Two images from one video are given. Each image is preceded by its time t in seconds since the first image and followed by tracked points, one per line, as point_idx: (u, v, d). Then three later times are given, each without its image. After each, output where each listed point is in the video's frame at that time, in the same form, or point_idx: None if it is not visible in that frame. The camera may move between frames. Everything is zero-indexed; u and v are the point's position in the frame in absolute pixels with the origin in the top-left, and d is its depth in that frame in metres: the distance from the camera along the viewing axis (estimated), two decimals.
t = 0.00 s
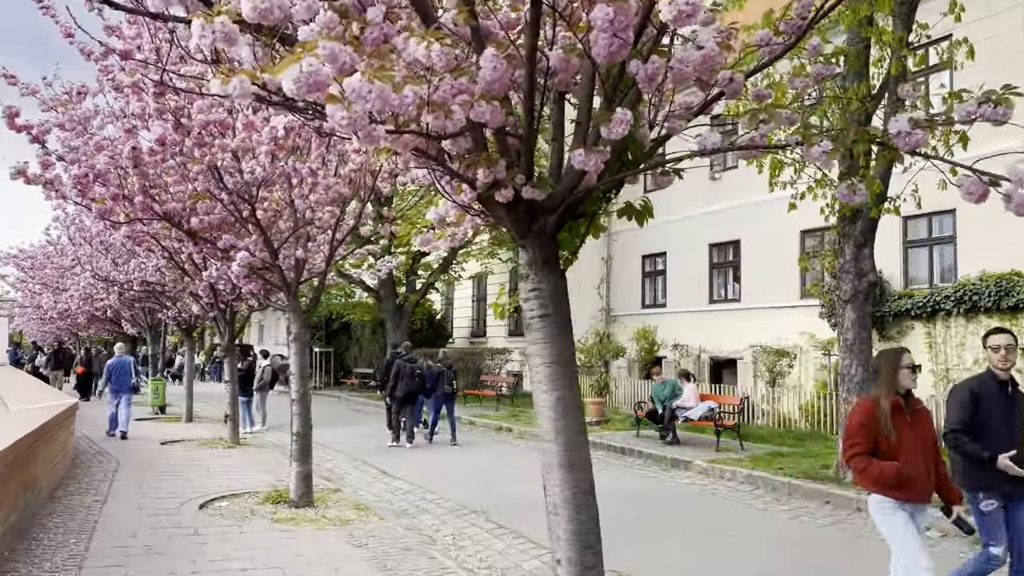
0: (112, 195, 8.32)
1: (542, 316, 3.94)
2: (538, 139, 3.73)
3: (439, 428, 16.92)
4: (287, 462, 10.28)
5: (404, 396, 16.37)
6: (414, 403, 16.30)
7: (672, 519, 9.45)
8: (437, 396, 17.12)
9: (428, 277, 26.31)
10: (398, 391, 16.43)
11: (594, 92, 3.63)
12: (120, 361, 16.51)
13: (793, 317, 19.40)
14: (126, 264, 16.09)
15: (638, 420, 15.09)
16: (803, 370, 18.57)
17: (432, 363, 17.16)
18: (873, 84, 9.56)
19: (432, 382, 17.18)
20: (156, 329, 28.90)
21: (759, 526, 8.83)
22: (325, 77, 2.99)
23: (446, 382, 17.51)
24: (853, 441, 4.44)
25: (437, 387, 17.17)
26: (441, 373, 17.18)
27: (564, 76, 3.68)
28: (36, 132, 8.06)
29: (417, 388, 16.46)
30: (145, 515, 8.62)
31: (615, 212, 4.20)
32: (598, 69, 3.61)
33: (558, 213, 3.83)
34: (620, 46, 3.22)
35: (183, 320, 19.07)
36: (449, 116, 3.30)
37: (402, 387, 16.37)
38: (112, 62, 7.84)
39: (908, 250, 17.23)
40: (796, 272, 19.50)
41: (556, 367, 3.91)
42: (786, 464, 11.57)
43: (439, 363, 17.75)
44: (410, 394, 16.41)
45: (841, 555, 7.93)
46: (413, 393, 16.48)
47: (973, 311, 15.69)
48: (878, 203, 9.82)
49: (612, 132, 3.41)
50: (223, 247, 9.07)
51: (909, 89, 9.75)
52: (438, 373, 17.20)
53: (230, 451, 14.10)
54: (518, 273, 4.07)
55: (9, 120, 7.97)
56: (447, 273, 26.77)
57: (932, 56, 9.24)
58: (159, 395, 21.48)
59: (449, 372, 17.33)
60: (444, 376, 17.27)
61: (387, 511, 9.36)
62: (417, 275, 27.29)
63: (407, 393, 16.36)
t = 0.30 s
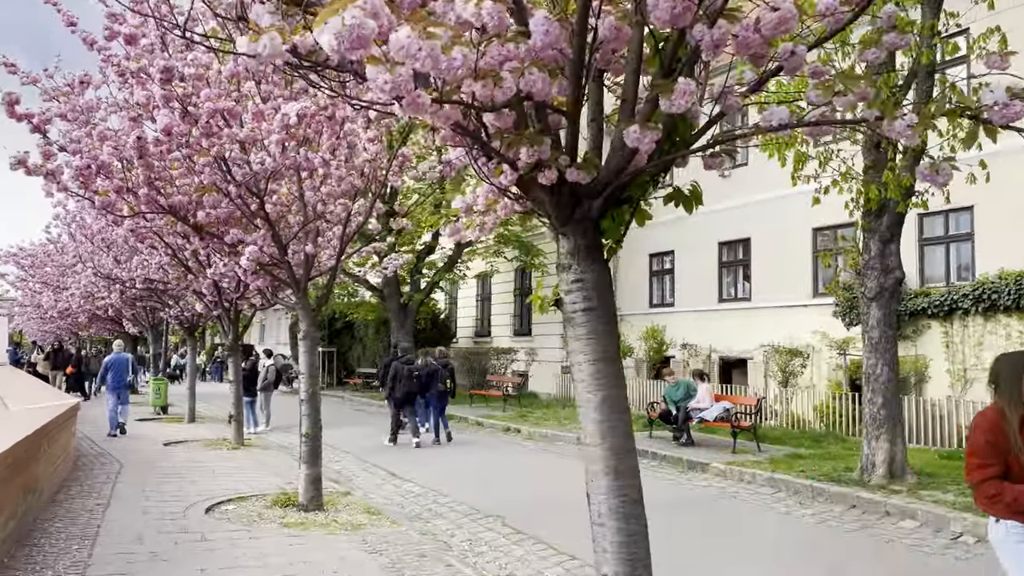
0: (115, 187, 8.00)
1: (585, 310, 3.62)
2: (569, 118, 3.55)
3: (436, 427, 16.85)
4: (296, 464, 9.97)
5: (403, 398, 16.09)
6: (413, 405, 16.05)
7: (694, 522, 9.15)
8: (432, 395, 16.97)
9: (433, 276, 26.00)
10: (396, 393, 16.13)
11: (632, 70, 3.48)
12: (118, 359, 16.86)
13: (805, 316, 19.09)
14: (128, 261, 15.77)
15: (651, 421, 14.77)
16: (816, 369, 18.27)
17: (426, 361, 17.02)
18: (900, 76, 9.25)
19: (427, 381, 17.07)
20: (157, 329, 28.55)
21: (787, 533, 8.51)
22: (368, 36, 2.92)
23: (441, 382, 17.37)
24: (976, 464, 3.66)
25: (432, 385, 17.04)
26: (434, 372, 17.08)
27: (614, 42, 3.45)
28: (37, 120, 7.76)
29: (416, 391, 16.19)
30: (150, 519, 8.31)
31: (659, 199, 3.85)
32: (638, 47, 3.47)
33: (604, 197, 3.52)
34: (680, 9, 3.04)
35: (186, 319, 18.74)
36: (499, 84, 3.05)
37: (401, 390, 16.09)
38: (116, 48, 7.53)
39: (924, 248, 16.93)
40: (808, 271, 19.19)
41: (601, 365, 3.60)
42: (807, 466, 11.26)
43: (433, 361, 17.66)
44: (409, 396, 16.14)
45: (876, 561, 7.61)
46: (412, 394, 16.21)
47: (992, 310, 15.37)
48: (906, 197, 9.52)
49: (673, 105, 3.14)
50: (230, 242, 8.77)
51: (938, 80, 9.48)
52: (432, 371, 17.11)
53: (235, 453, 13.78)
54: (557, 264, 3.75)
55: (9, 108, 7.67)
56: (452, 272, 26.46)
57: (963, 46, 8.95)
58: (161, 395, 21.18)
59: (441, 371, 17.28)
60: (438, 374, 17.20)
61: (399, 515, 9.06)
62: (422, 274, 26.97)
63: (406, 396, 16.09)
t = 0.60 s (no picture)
0: (117, 184, 7.71)
1: (629, 312, 3.30)
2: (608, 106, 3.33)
3: (435, 430, 16.54)
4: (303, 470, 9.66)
5: (398, 397, 16.24)
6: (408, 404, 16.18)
7: (716, 530, 8.85)
8: (431, 397, 16.66)
9: (437, 276, 25.67)
10: (392, 392, 16.32)
11: (680, 50, 3.27)
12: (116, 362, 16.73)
13: (817, 317, 18.79)
14: (129, 260, 15.46)
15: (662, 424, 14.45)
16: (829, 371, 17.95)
17: (424, 363, 16.69)
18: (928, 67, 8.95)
19: (426, 382, 16.77)
20: (157, 329, 28.19)
21: (813, 542, 8.22)
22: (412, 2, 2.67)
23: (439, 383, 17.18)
24: None
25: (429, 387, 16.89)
26: (433, 373, 16.75)
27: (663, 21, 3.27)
28: (35, 114, 7.46)
29: (412, 390, 16.36)
30: (152, 528, 8.01)
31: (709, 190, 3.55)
32: (689, 25, 3.27)
33: (650, 189, 3.23)
34: None
35: (187, 319, 18.42)
36: (552, 56, 2.84)
37: (396, 389, 16.25)
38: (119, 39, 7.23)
39: (939, 247, 16.65)
40: (820, 270, 18.90)
41: (646, 372, 3.28)
42: (826, 471, 10.94)
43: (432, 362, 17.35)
44: (405, 395, 16.28)
45: (909, 571, 7.32)
46: (407, 393, 16.33)
47: (1011, 310, 15.07)
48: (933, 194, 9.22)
49: (741, 82, 2.97)
50: (235, 241, 8.47)
51: (967, 74, 9.19)
52: (430, 373, 16.74)
53: (238, 457, 13.48)
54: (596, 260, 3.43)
55: (6, 101, 7.37)
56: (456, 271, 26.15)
57: (995, 37, 8.65)
58: (163, 397, 20.86)
59: (440, 372, 16.91)
60: (437, 376, 16.87)
61: (410, 523, 8.76)
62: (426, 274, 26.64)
63: (401, 395, 16.24)
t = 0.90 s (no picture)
0: (116, 175, 7.38)
1: (683, 307, 2.95)
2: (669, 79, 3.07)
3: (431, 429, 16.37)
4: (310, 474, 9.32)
5: (396, 398, 15.79)
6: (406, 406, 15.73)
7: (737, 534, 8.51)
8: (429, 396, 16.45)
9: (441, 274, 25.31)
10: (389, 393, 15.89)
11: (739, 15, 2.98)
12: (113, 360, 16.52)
13: (830, 315, 18.44)
14: (129, 258, 15.10)
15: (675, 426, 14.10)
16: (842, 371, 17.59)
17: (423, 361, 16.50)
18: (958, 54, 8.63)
19: (424, 381, 16.57)
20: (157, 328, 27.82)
21: (841, 549, 7.88)
22: None
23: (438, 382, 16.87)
24: None
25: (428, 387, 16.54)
26: (432, 372, 16.58)
27: None
28: (30, 101, 7.12)
29: (410, 391, 15.89)
30: (153, 535, 7.67)
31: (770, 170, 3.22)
32: None
33: (709, 168, 2.90)
34: None
35: (188, 318, 18.06)
36: (620, 4, 2.54)
37: (394, 390, 15.82)
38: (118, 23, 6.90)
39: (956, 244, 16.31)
40: (833, 268, 18.55)
41: (702, 372, 2.93)
42: (848, 475, 10.59)
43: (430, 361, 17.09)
44: (402, 396, 15.83)
45: None
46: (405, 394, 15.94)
47: None
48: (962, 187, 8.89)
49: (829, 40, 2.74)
50: (239, 235, 8.13)
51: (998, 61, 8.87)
52: (429, 372, 16.60)
53: (240, 459, 13.13)
54: (645, 248, 3.10)
55: None
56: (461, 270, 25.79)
57: None
58: (163, 397, 20.52)
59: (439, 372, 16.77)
60: (436, 375, 16.60)
61: (420, 530, 8.43)
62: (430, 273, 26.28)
63: (399, 396, 15.79)
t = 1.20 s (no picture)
0: (114, 167, 7.03)
1: (755, 304, 2.60)
2: (745, 46, 2.73)
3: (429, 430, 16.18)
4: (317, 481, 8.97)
5: (393, 398, 15.66)
6: (404, 407, 15.57)
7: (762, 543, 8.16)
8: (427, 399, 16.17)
9: (445, 273, 24.97)
10: (387, 393, 15.73)
11: None
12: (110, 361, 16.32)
13: (843, 315, 18.12)
14: (130, 255, 14.77)
15: (688, 428, 13.77)
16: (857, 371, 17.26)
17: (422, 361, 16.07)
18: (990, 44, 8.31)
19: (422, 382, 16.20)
20: (157, 327, 27.48)
21: (874, 558, 7.52)
22: None
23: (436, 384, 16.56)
24: None
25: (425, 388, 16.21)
26: (428, 373, 16.08)
27: None
28: (24, 90, 6.79)
29: (408, 392, 15.68)
30: (151, 545, 7.32)
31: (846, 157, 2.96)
32: None
33: (784, 148, 2.57)
34: None
35: (189, 318, 17.74)
36: None
37: (391, 390, 15.65)
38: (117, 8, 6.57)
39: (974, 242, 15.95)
40: (846, 266, 18.20)
41: (777, 378, 2.59)
42: (871, 480, 10.25)
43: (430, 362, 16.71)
44: (400, 397, 15.66)
45: None
46: (404, 395, 15.67)
47: None
48: (996, 182, 8.54)
49: None
50: (243, 231, 7.78)
51: None
52: (426, 374, 16.16)
53: (243, 462, 12.79)
54: (707, 237, 2.77)
55: None
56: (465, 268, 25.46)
57: None
58: (163, 398, 20.18)
59: (438, 373, 16.28)
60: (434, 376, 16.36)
61: (431, 538, 8.10)
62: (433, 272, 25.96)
63: (396, 396, 15.62)
